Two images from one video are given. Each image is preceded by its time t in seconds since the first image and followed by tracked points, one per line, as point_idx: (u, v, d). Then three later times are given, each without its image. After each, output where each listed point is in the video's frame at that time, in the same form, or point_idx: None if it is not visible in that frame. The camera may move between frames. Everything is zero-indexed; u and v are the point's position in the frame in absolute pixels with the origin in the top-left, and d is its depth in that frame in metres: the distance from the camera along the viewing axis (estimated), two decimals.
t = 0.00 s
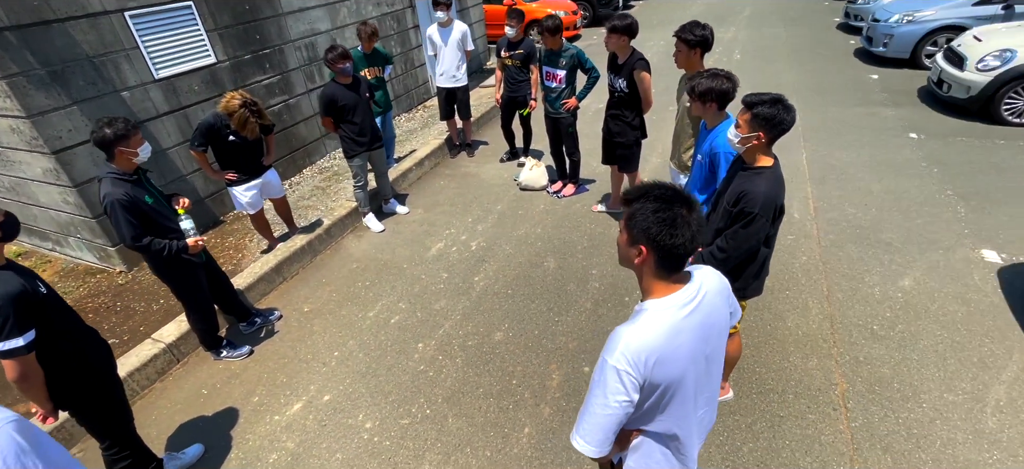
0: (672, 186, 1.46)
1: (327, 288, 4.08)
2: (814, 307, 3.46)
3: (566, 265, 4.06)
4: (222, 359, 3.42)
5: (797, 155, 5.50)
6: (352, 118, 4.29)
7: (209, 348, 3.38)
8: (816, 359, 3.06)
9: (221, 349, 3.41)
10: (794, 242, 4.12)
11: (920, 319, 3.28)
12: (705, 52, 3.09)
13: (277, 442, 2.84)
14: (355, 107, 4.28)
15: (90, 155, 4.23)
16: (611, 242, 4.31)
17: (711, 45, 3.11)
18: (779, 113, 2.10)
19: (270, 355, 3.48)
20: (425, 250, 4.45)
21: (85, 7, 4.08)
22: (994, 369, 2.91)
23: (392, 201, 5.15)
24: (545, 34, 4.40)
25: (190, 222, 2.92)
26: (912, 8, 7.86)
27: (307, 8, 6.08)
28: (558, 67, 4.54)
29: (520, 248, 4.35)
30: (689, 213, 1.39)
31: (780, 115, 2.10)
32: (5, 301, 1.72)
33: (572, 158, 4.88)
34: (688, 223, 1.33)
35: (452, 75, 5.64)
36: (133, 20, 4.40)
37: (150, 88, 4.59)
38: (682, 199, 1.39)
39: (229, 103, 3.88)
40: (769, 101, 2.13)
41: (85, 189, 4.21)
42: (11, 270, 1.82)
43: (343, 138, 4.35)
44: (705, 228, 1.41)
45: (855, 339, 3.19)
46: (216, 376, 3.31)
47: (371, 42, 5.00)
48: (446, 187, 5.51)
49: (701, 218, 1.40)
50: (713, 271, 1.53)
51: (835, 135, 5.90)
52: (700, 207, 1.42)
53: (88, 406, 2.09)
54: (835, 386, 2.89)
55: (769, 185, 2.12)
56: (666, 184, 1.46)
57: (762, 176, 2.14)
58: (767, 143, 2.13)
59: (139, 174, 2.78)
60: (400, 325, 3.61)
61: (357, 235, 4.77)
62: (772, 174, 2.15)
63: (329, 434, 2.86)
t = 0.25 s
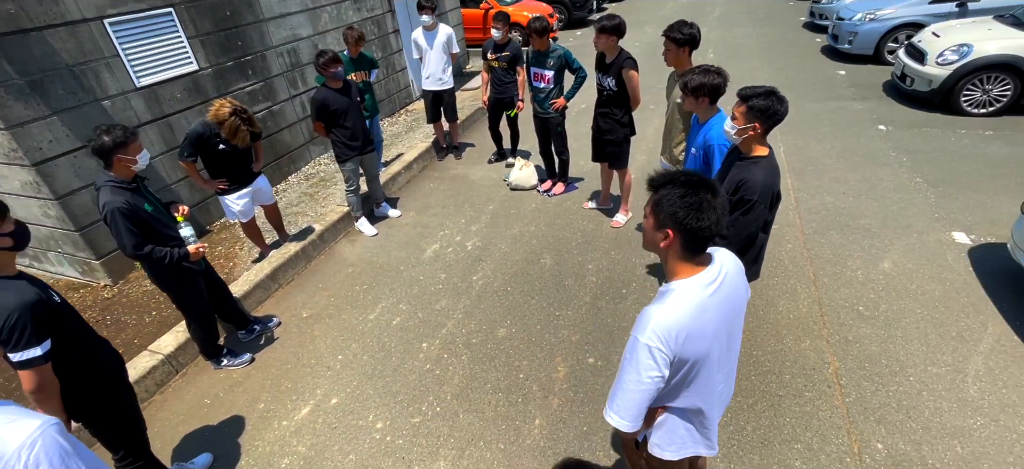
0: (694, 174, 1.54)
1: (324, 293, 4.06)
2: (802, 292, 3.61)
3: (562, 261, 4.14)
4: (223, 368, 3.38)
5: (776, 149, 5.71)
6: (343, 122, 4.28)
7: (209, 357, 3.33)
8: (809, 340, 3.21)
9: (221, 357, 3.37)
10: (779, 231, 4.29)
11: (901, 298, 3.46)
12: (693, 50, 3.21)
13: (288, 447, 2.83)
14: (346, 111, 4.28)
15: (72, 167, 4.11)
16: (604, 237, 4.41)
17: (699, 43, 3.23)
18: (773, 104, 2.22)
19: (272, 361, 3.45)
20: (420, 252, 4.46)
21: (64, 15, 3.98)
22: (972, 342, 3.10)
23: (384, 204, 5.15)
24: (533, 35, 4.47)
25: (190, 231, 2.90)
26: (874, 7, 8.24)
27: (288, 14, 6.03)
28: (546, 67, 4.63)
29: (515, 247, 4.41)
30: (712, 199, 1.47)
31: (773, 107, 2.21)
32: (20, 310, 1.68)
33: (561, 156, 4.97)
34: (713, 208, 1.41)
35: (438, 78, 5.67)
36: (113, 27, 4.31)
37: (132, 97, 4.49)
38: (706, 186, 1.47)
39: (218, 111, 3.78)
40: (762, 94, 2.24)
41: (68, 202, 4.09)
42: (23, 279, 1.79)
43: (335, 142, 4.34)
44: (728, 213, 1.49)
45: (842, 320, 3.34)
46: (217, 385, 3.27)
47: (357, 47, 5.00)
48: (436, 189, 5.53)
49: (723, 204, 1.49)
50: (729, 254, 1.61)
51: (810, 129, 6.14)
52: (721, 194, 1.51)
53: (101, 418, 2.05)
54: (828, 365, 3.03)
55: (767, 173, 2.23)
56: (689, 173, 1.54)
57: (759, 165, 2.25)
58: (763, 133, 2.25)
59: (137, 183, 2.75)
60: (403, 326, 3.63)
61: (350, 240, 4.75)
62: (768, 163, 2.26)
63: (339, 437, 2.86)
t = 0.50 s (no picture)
0: (712, 157, 1.65)
1: (326, 296, 4.08)
2: (792, 276, 3.79)
3: (561, 256, 4.24)
4: (230, 374, 3.37)
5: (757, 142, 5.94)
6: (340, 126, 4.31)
7: (216, 364, 3.32)
8: (802, 321, 3.37)
9: (228, 363, 3.35)
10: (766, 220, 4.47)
11: (884, 278, 3.66)
12: (682, 47, 3.36)
13: (306, 447, 2.85)
14: (342, 115, 4.31)
15: (62, 179, 4.02)
16: (599, 232, 4.53)
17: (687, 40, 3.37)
18: (767, 94, 2.35)
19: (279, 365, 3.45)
20: (420, 253, 4.51)
21: (50, 25, 3.91)
22: (951, 315, 3.30)
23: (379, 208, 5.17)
24: (524, 37, 4.59)
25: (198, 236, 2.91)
26: (839, 6, 8.63)
27: (273, 21, 6.02)
28: (537, 69, 4.74)
29: (514, 244, 4.49)
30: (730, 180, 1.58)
31: (767, 97, 2.35)
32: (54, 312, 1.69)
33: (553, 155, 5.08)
34: (731, 186, 1.52)
35: (427, 82, 5.74)
36: (100, 37, 4.25)
37: (121, 107, 4.43)
38: (724, 168, 1.58)
39: (217, 121, 3.72)
40: (757, 85, 2.38)
41: (58, 214, 3.99)
42: (52, 283, 1.80)
43: (331, 147, 4.37)
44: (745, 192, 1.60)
45: (832, 300, 3.52)
46: (227, 391, 3.25)
47: (347, 52, 5.04)
48: (430, 191, 5.58)
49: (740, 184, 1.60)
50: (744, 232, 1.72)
51: (787, 123, 6.40)
52: (738, 175, 1.62)
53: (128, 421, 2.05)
54: (822, 342, 3.19)
55: (764, 159, 2.36)
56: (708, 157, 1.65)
57: (756, 152, 2.39)
58: (758, 122, 2.39)
59: (145, 189, 2.74)
60: (409, 325, 3.67)
61: (347, 243, 4.77)
62: (764, 150, 2.40)
63: (357, 434, 2.89)
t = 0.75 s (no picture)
0: (724, 149, 1.73)
1: (327, 304, 4.08)
2: (783, 266, 3.93)
3: (559, 255, 4.32)
4: (235, 385, 3.35)
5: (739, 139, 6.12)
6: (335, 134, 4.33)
7: (221, 375, 3.29)
8: (795, 307, 3.51)
9: (233, 374, 3.33)
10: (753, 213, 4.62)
11: (869, 264, 3.83)
12: (671, 47, 3.48)
13: (319, 452, 2.85)
14: (337, 123, 4.33)
15: (50, 195, 3.94)
16: (594, 231, 4.62)
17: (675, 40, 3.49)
18: (760, 89, 2.46)
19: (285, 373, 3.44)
20: (418, 257, 4.54)
21: (35, 39, 3.85)
22: (934, 296, 3.48)
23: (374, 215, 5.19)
24: (513, 42, 4.68)
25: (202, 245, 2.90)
26: (810, 7, 8.96)
27: (258, 32, 6.00)
28: (526, 73, 4.83)
29: (511, 245, 4.55)
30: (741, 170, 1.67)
31: (760, 92, 2.46)
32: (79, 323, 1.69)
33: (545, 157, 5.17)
34: (742, 177, 1.61)
35: (417, 88, 5.78)
36: (86, 50, 4.19)
37: (108, 121, 4.36)
38: (736, 159, 1.66)
39: (215, 134, 3.68)
40: (750, 80, 2.48)
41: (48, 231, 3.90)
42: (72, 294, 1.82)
43: (327, 155, 4.38)
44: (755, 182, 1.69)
45: (822, 287, 3.67)
46: (233, 402, 3.23)
47: (336, 60, 5.06)
48: (423, 197, 5.61)
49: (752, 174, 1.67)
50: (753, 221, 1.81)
51: (767, 120, 6.61)
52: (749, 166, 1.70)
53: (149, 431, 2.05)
54: (815, 327, 3.33)
55: (759, 151, 2.48)
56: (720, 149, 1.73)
57: (750, 144, 2.50)
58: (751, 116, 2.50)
59: (148, 200, 2.73)
60: (414, 328, 3.70)
61: (344, 251, 4.77)
62: (758, 142, 2.52)
63: (370, 437, 2.91)
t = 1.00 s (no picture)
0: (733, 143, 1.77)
1: (326, 313, 4.03)
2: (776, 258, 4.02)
3: (556, 256, 4.35)
4: (236, 399, 3.29)
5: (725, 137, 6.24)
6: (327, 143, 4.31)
7: (221, 390, 3.23)
8: (791, 298, 3.59)
9: (234, 388, 3.28)
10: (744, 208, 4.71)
11: (859, 253, 3.94)
12: (661, 47, 3.54)
13: (328, 463, 2.82)
14: (328, 132, 4.30)
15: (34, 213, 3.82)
16: (589, 231, 4.66)
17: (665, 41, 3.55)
18: (754, 86, 2.53)
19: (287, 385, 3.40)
20: (415, 263, 4.53)
21: (14, 53, 3.76)
22: (922, 281, 3.59)
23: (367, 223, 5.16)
24: (503, 46, 4.71)
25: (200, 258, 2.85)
26: (785, 7, 9.19)
27: (241, 42, 5.94)
28: (516, 76, 4.86)
29: (507, 248, 4.57)
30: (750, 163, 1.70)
31: (755, 88, 2.52)
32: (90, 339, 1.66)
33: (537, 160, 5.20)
34: (751, 169, 1.65)
35: (405, 95, 5.78)
36: (67, 64, 4.09)
37: (92, 135, 4.26)
38: (746, 152, 1.69)
39: (208, 147, 3.63)
40: (744, 78, 2.55)
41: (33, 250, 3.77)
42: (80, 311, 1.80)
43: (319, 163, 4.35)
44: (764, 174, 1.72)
45: (815, 277, 3.76)
46: (235, 416, 3.18)
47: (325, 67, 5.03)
48: (415, 203, 5.60)
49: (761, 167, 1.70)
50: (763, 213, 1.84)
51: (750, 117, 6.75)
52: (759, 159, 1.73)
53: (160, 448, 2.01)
54: (812, 316, 3.41)
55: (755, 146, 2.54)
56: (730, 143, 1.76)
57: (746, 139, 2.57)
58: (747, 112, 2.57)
59: (144, 214, 2.68)
60: (416, 334, 3.68)
61: (339, 260, 4.73)
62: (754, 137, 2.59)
63: (379, 445, 2.89)
